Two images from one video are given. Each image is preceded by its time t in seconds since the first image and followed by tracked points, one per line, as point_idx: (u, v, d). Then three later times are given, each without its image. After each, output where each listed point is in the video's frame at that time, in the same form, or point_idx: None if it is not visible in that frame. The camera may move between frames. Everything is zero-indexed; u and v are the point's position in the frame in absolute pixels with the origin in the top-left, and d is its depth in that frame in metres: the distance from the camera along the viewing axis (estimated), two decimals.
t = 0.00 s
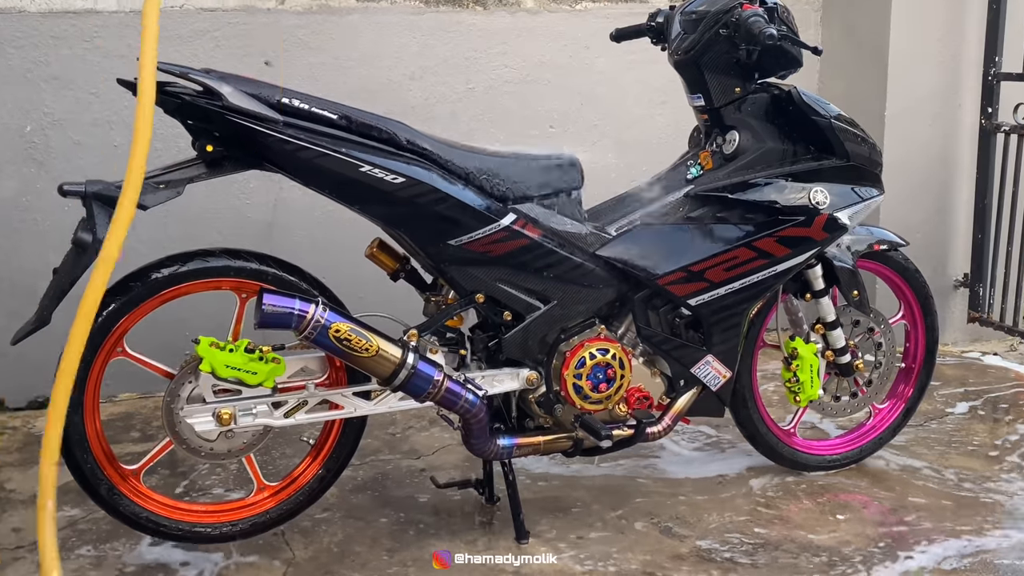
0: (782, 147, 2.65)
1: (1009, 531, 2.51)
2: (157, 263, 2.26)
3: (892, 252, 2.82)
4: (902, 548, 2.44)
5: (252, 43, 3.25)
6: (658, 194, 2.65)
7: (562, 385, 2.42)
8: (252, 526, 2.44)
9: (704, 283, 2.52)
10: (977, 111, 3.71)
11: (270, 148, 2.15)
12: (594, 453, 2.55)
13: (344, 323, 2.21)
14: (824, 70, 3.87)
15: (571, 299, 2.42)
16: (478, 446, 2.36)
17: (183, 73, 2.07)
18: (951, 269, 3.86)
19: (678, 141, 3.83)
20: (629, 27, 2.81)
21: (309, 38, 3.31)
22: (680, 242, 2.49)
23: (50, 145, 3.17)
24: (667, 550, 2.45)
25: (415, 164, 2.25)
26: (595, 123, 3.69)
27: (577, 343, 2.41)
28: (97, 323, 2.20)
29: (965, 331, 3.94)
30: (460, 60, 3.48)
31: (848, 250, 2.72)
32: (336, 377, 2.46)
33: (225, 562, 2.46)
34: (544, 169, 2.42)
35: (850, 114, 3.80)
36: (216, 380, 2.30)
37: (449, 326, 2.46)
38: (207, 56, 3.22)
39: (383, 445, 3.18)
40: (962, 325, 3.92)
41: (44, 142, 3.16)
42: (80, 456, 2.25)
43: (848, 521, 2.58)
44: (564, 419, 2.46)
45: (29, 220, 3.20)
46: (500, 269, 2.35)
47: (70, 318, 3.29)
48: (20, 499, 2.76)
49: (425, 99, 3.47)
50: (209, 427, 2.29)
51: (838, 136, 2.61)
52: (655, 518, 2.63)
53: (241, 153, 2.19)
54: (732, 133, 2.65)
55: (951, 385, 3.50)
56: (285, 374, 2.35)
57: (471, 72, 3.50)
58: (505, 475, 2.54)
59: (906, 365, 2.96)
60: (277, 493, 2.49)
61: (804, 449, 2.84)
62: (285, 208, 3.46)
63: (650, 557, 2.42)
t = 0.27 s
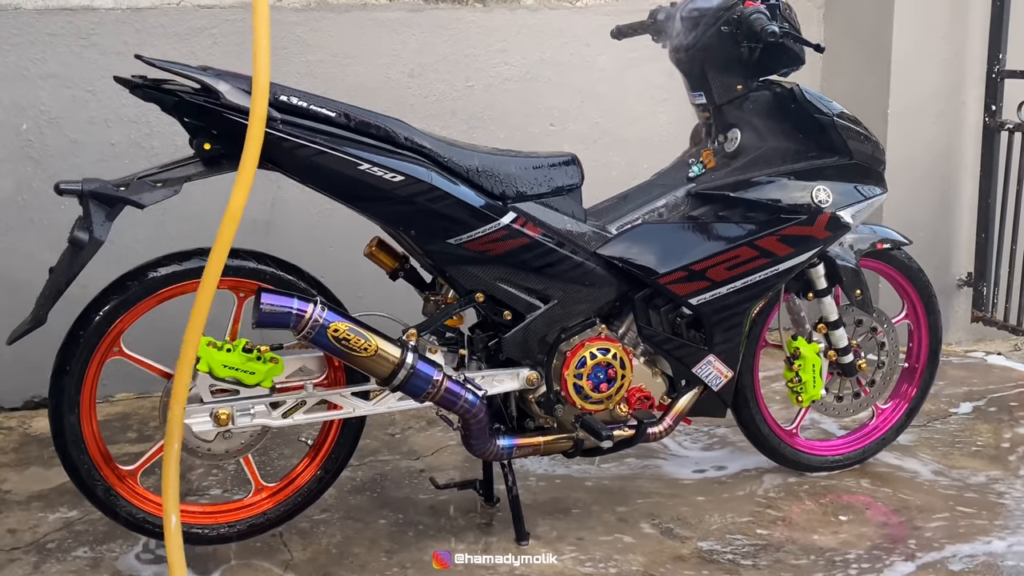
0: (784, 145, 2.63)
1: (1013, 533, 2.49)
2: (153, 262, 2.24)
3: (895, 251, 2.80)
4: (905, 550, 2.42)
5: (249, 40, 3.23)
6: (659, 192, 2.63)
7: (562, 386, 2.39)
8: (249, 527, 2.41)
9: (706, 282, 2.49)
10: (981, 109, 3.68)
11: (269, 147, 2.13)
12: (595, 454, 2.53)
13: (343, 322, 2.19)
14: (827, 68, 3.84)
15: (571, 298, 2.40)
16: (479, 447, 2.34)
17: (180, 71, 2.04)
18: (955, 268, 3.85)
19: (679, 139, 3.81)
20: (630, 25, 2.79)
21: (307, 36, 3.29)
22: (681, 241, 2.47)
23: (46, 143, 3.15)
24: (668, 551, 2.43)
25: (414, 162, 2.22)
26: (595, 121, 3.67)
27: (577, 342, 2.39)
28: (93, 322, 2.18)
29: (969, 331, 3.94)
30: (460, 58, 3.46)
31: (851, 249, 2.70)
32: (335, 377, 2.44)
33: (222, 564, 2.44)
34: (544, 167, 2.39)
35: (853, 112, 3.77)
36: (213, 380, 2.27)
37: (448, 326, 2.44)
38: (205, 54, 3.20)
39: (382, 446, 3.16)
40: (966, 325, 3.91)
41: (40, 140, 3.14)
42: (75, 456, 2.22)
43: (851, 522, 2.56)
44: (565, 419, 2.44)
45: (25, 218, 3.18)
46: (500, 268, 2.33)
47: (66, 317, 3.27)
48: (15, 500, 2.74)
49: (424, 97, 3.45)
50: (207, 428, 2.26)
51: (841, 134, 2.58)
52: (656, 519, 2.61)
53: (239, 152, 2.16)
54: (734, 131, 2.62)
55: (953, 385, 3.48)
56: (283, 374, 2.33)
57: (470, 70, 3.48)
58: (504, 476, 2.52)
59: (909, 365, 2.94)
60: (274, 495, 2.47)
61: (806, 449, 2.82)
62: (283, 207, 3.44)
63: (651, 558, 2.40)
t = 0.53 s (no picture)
0: (787, 143, 2.60)
1: (1017, 534, 2.46)
2: (151, 261, 2.22)
3: (898, 250, 2.78)
4: (909, 551, 2.39)
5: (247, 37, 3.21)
6: (660, 190, 2.61)
7: (562, 386, 2.37)
8: (247, 527, 2.39)
9: (708, 281, 2.47)
10: (985, 107, 3.66)
11: (267, 145, 2.11)
12: (595, 454, 2.51)
13: (341, 322, 2.17)
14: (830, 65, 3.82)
15: (572, 298, 2.38)
16: (478, 447, 2.32)
17: (178, 68, 2.02)
18: (959, 267, 3.82)
19: (681, 137, 3.79)
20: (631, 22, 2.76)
21: (306, 32, 3.27)
22: (682, 239, 2.44)
23: (42, 140, 3.13)
24: (670, 552, 2.41)
25: (413, 161, 2.20)
26: (596, 119, 3.65)
27: (578, 342, 2.37)
28: (90, 322, 2.16)
29: (973, 330, 3.91)
30: (460, 55, 3.44)
31: (854, 248, 2.67)
32: (333, 377, 2.42)
33: (220, 565, 2.42)
34: (545, 166, 2.37)
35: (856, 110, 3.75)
36: (211, 380, 2.25)
37: (448, 325, 2.42)
38: (202, 51, 3.18)
39: (381, 446, 3.14)
40: (970, 324, 3.89)
41: (37, 138, 3.12)
42: (71, 457, 2.20)
43: (853, 523, 2.54)
44: (565, 420, 2.42)
45: (21, 217, 3.16)
46: (500, 267, 2.30)
47: (63, 317, 3.25)
48: (11, 500, 2.72)
49: (424, 95, 3.43)
50: (203, 429, 2.23)
51: (844, 132, 2.55)
52: (658, 520, 2.58)
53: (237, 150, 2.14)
54: (736, 129, 2.59)
55: (957, 385, 3.46)
56: (281, 374, 2.30)
57: (470, 67, 3.46)
58: (504, 476, 2.49)
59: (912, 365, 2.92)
60: (272, 495, 2.45)
61: (809, 449, 2.80)
62: (281, 206, 3.42)
63: (652, 559, 2.38)
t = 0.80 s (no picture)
0: (789, 141, 2.58)
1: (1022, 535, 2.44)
2: (146, 260, 2.20)
3: (901, 249, 2.76)
4: (912, 553, 2.37)
5: (245, 35, 3.19)
6: (661, 189, 2.58)
7: (563, 385, 2.35)
8: (245, 528, 2.37)
9: (710, 280, 2.44)
10: (988, 105, 3.64)
11: (265, 143, 2.08)
12: (596, 455, 2.49)
13: (340, 321, 2.15)
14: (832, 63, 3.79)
15: (573, 297, 2.36)
16: (478, 448, 2.30)
17: (175, 65, 1.99)
18: (962, 266, 3.81)
19: (682, 135, 3.78)
20: (633, 19, 2.75)
21: (304, 29, 3.25)
22: (683, 237, 2.42)
23: (38, 138, 3.11)
24: (671, 554, 2.39)
25: (412, 159, 2.18)
26: (597, 117, 3.63)
27: (578, 342, 2.35)
28: (85, 323, 2.13)
29: (976, 330, 3.89)
30: (459, 52, 3.42)
31: (857, 247, 2.64)
32: (332, 377, 2.40)
33: (217, 567, 2.39)
34: (546, 164, 2.35)
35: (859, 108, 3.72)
36: (208, 380, 2.23)
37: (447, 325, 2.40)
38: (200, 48, 3.16)
39: (380, 446, 3.12)
40: (973, 324, 3.87)
41: (32, 136, 3.10)
42: (67, 458, 2.17)
43: (856, 524, 2.52)
44: (566, 420, 2.39)
45: (17, 215, 3.14)
46: (500, 266, 2.28)
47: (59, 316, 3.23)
48: (7, 501, 2.70)
49: (423, 92, 3.41)
50: (202, 428, 2.22)
51: (846, 130, 2.54)
52: (659, 521, 2.56)
53: (234, 148, 2.11)
54: (738, 126, 2.58)
55: (959, 385, 3.44)
56: (279, 374, 2.28)
57: (470, 65, 3.44)
58: (504, 477, 2.47)
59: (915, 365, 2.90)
60: (270, 496, 2.42)
61: (811, 450, 2.78)
62: (278, 204, 3.40)
63: (653, 561, 2.36)
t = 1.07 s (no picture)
0: (792, 140, 2.56)
1: None
2: (143, 260, 2.17)
3: (905, 248, 2.74)
4: (916, 554, 2.35)
5: (243, 32, 3.17)
6: (661, 188, 2.56)
7: (563, 386, 2.33)
8: (243, 529, 2.34)
9: (711, 279, 2.42)
10: (992, 103, 3.62)
11: (262, 141, 2.06)
12: (597, 455, 2.47)
13: (339, 321, 2.13)
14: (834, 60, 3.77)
15: (573, 296, 2.34)
16: (478, 448, 2.28)
17: (172, 63, 1.97)
18: (966, 266, 3.79)
19: (683, 133, 3.76)
20: (634, 16, 2.72)
21: (302, 26, 3.23)
22: (684, 236, 2.40)
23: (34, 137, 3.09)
24: (673, 555, 2.37)
25: (411, 157, 2.16)
26: (598, 115, 3.61)
27: (578, 342, 2.32)
28: (82, 323, 2.11)
29: (980, 329, 3.87)
30: (459, 50, 3.40)
31: (860, 246, 2.62)
32: (331, 377, 2.38)
33: (214, 568, 2.37)
34: (546, 162, 2.33)
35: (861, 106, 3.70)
36: (206, 380, 2.21)
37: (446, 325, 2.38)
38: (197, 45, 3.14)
39: (379, 447, 3.10)
40: (977, 323, 3.85)
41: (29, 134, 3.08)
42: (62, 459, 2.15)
43: (859, 525, 2.50)
44: (566, 420, 2.37)
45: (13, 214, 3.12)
46: (500, 265, 2.26)
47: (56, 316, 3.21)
48: (3, 502, 2.68)
49: (423, 90, 3.38)
50: (200, 429, 2.19)
51: (849, 128, 2.51)
52: (661, 522, 2.54)
53: (231, 146, 2.09)
54: (739, 124, 2.55)
55: (962, 385, 3.41)
56: (277, 374, 2.26)
57: (469, 62, 3.42)
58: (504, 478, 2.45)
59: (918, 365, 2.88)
60: (269, 496, 2.40)
61: (814, 450, 2.76)
62: (276, 203, 3.38)
63: (654, 562, 2.34)
